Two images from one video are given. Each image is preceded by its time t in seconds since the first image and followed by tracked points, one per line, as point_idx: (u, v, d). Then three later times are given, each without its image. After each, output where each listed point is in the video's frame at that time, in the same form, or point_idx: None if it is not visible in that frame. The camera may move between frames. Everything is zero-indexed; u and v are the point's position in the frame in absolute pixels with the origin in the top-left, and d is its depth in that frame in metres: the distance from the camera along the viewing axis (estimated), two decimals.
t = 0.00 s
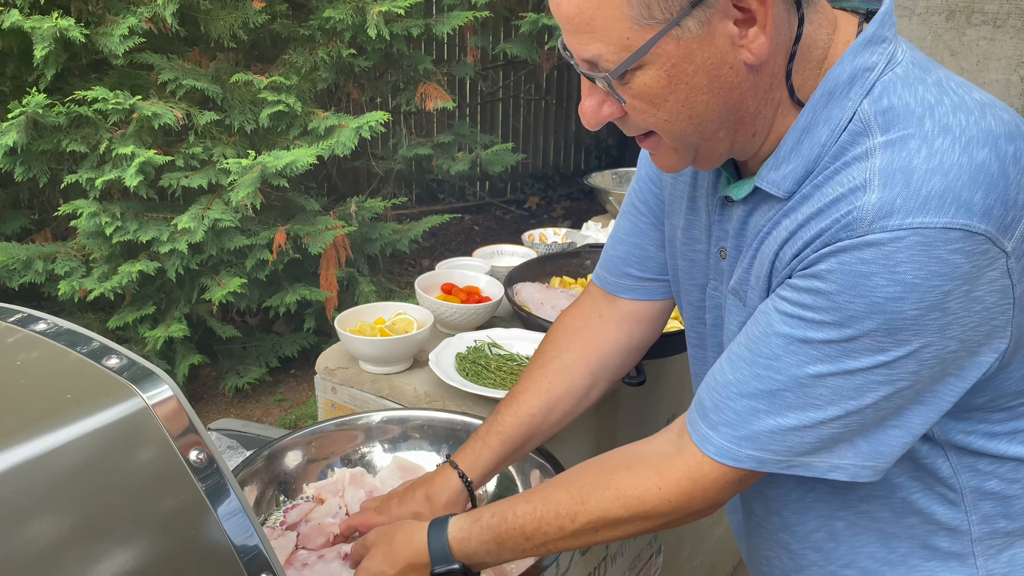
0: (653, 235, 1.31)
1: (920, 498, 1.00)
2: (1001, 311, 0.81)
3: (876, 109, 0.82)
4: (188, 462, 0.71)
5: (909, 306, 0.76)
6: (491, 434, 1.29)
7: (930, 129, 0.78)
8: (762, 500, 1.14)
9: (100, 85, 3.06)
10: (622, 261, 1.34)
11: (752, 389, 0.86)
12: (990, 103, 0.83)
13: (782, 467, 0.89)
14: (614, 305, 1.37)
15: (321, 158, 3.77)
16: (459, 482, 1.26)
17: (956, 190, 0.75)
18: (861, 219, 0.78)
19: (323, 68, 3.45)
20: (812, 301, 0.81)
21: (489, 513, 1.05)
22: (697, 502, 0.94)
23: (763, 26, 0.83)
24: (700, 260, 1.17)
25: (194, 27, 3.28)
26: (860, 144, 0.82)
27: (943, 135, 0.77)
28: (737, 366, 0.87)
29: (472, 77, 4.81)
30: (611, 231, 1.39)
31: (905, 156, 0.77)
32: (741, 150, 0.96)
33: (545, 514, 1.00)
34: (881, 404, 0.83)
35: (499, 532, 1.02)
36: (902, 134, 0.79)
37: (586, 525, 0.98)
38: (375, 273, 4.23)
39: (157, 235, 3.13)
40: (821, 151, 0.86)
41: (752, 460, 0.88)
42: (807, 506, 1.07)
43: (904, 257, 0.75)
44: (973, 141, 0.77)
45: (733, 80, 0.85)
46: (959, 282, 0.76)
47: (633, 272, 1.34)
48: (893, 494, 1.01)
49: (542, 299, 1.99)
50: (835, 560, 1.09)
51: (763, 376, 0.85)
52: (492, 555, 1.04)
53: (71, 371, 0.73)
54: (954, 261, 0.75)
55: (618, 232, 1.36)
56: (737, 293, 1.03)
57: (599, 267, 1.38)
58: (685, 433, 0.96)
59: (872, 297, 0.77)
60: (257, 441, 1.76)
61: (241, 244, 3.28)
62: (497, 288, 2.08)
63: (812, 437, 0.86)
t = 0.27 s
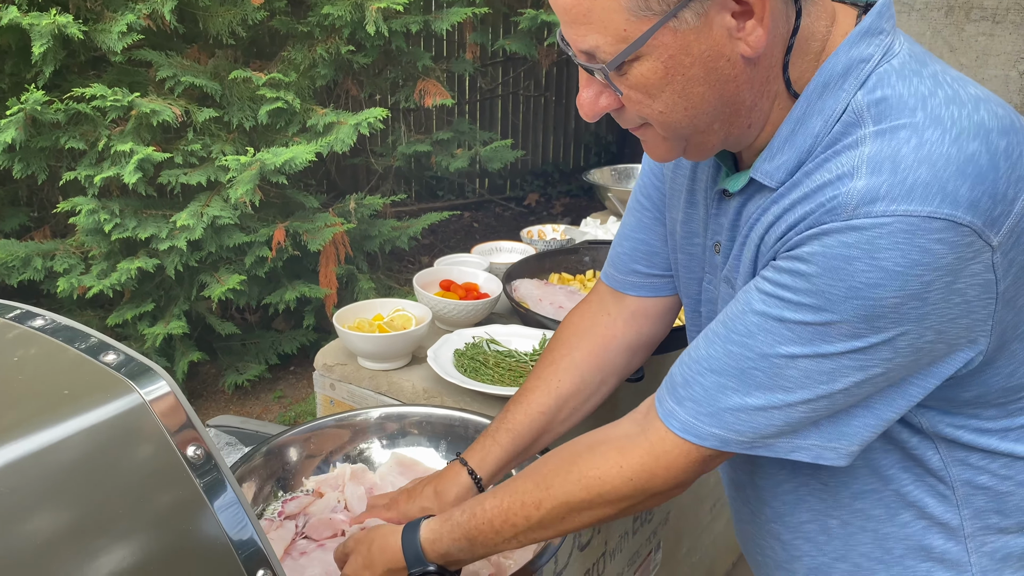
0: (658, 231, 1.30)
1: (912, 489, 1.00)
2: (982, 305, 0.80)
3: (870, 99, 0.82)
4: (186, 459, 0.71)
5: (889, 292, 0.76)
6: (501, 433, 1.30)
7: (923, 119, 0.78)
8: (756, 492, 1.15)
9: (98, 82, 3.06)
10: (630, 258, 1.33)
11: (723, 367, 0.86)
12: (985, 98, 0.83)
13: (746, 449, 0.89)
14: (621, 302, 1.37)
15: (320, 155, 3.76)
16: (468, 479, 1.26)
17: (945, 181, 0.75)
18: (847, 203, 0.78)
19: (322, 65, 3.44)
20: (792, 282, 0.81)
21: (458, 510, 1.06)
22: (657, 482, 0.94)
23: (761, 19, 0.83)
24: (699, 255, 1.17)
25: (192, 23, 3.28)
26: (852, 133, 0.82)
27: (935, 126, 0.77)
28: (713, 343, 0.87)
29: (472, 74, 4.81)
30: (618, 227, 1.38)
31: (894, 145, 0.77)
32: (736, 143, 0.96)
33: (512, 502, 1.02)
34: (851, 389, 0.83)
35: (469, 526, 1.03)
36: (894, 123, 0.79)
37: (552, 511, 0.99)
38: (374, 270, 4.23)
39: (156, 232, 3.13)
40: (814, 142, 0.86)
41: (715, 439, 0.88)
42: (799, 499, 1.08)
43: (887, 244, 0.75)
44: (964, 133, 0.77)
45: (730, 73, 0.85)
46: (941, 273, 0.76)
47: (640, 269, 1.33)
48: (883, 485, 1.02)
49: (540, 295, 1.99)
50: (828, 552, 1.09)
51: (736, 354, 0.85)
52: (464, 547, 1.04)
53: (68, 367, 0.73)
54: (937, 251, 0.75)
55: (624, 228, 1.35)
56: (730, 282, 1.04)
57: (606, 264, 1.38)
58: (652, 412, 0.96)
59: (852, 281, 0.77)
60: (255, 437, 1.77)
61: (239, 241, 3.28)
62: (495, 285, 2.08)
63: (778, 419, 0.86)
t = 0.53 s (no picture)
0: (653, 232, 1.30)
1: (910, 481, 1.01)
2: (970, 299, 0.80)
3: (862, 92, 0.82)
4: (179, 454, 0.72)
5: (873, 284, 0.76)
6: (490, 430, 1.31)
7: (914, 112, 0.78)
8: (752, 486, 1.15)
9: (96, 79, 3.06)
10: (625, 259, 1.33)
11: (706, 353, 0.86)
12: (978, 93, 0.83)
13: (726, 436, 0.89)
14: (616, 303, 1.37)
15: (319, 152, 3.76)
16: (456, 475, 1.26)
17: (934, 172, 0.75)
18: (835, 193, 0.78)
19: (320, 62, 3.43)
20: (777, 271, 0.81)
21: (440, 496, 1.07)
22: (635, 470, 0.94)
23: (754, 15, 0.82)
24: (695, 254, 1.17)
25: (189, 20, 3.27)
26: (843, 126, 0.82)
27: (925, 119, 0.77)
28: (696, 328, 0.87)
29: (470, 70, 4.81)
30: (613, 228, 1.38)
31: (883, 137, 0.77)
32: (729, 140, 0.97)
33: (492, 486, 1.02)
34: (834, 379, 0.84)
35: (450, 509, 1.04)
36: (885, 116, 0.79)
37: (530, 496, 0.99)
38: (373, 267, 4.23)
39: (155, 229, 3.13)
40: (806, 134, 0.86)
41: (694, 426, 0.88)
42: (796, 496, 1.09)
43: (873, 234, 0.75)
44: (955, 126, 0.77)
45: (723, 69, 0.85)
46: (928, 265, 0.76)
47: (635, 269, 1.33)
48: (882, 478, 1.02)
49: (538, 292, 1.99)
50: (827, 549, 1.10)
51: (719, 341, 0.84)
52: (444, 531, 1.05)
53: (62, 361, 0.73)
54: (924, 242, 0.75)
55: (620, 229, 1.35)
56: (722, 273, 1.05)
57: (601, 266, 1.38)
58: (632, 399, 0.95)
59: (837, 270, 0.77)
60: (252, 434, 1.77)
61: (238, 238, 3.28)
62: (492, 281, 2.08)
63: (759, 407, 0.86)
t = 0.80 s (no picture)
0: (644, 227, 1.31)
1: (889, 474, 1.02)
2: (949, 277, 0.81)
3: (834, 76, 0.83)
4: (175, 449, 0.72)
5: (851, 262, 0.77)
6: (489, 421, 1.28)
7: (883, 92, 0.79)
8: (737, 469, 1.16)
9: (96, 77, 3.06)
10: (617, 254, 1.34)
11: (705, 345, 0.87)
12: (950, 74, 0.84)
13: (740, 427, 0.90)
14: (612, 299, 1.38)
15: (318, 150, 3.77)
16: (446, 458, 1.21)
17: (901, 148, 0.76)
18: (805, 176, 0.80)
19: (319, 60, 3.44)
20: (757, 258, 0.82)
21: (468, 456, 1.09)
22: (657, 453, 0.96)
23: (733, 6, 0.83)
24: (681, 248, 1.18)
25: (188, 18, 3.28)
26: (815, 110, 0.83)
27: (894, 98, 0.79)
28: (691, 327, 0.89)
29: (469, 69, 4.81)
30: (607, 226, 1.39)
31: (852, 118, 0.79)
32: (713, 130, 0.97)
33: (518, 456, 1.04)
34: (830, 362, 0.84)
35: (475, 471, 1.07)
36: (854, 97, 0.80)
37: (555, 469, 1.02)
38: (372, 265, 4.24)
39: (154, 227, 3.14)
40: (781, 120, 0.86)
41: (708, 415, 0.90)
42: (780, 481, 1.09)
43: (844, 214, 0.77)
44: (922, 104, 0.78)
45: (705, 59, 0.86)
46: (904, 242, 0.77)
47: (628, 265, 1.34)
48: (862, 468, 1.03)
49: (534, 289, 2.00)
50: (809, 536, 1.10)
51: (715, 332, 0.86)
52: (467, 497, 1.07)
53: (60, 358, 0.74)
54: (896, 218, 0.76)
55: (613, 226, 1.36)
56: (701, 262, 1.05)
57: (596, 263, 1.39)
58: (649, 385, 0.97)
59: (814, 253, 0.78)
60: (249, 430, 1.78)
61: (237, 236, 3.29)
62: (489, 279, 2.09)
63: (765, 394, 0.88)
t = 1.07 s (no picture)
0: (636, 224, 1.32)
1: (878, 456, 1.02)
2: (927, 251, 0.82)
3: (820, 56, 0.84)
4: (178, 445, 0.73)
5: (831, 229, 0.78)
6: (480, 406, 1.33)
7: (866, 67, 0.80)
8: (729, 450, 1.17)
9: (97, 75, 3.07)
10: (610, 251, 1.36)
11: (683, 317, 0.87)
12: (933, 57, 0.85)
13: (713, 403, 0.90)
14: (605, 294, 1.38)
15: (318, 148, 3.78)
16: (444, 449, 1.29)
17: (882, 117, 0.77)
18: (789, 143, 0.81)
19: (320, 59, 3.45)
20: (742, 228, 0.83)
21: (439, 485, 1.07)
22: (634, 441, 0.96)
23: None
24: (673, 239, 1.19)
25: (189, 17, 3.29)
26: (800, 86, 0.84)
27: (877, 72, 0.80)
28: (673, 297, 0.88)
29: (469, 67, 4.82)
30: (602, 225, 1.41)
31: (836, 89, 0.80)
32: (701, 114, 0.98)
33: (492, 466, 1.03)
34: (806, 332, 0.84)
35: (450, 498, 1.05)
36: (838, 72, 0.81)
37: (532, 477, 1.01)
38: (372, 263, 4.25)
39: (155, 225, 3.15)
40: (766, 99, 0.87)
41: (683, 393, 0.90)
42: (768, 460, 1.11)
43: (826, 179, 0.78)
44: (905, 79, 0.79)
45: (689, 40, 0.87)
46: (882, 210, 0.78)
47: (620, 261, 1.35)
48: (850, 449, 1.04)
49: (534, 287, 2.01)
50: (800, 514, 1.11)
51: (694, 304, 0.86)
52: (446, 514, 1.05)
53: (65, 353, 0.75)
54: (874, 185, 0.77)
55: (608, 223, 1.37)
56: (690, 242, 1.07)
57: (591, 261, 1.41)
58: (622, 373, 0.97)
59: (796, 218, 0.79)
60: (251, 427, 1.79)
61: (238, 234, 3.30)
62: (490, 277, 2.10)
63: (738, 368, 0.87)
